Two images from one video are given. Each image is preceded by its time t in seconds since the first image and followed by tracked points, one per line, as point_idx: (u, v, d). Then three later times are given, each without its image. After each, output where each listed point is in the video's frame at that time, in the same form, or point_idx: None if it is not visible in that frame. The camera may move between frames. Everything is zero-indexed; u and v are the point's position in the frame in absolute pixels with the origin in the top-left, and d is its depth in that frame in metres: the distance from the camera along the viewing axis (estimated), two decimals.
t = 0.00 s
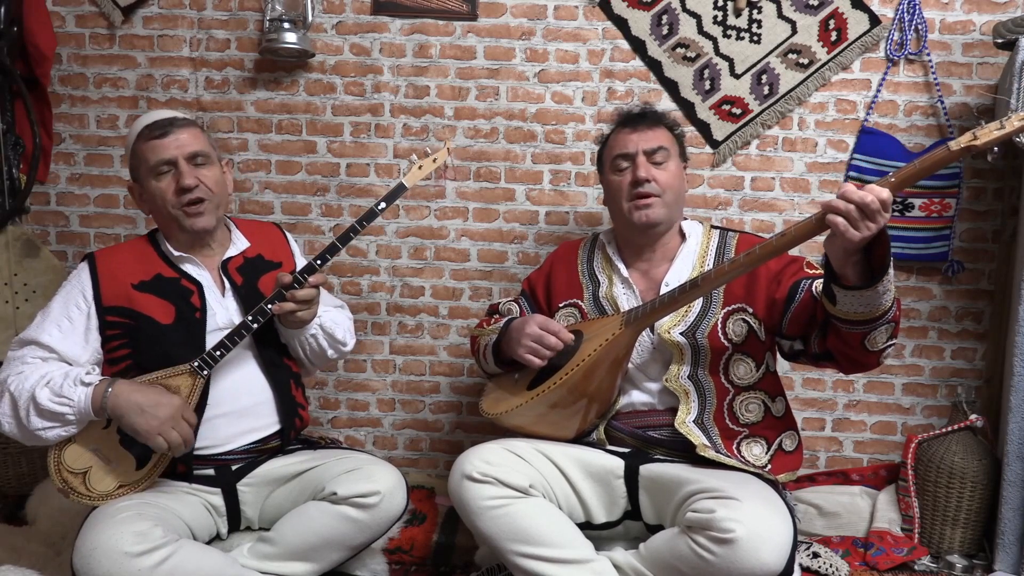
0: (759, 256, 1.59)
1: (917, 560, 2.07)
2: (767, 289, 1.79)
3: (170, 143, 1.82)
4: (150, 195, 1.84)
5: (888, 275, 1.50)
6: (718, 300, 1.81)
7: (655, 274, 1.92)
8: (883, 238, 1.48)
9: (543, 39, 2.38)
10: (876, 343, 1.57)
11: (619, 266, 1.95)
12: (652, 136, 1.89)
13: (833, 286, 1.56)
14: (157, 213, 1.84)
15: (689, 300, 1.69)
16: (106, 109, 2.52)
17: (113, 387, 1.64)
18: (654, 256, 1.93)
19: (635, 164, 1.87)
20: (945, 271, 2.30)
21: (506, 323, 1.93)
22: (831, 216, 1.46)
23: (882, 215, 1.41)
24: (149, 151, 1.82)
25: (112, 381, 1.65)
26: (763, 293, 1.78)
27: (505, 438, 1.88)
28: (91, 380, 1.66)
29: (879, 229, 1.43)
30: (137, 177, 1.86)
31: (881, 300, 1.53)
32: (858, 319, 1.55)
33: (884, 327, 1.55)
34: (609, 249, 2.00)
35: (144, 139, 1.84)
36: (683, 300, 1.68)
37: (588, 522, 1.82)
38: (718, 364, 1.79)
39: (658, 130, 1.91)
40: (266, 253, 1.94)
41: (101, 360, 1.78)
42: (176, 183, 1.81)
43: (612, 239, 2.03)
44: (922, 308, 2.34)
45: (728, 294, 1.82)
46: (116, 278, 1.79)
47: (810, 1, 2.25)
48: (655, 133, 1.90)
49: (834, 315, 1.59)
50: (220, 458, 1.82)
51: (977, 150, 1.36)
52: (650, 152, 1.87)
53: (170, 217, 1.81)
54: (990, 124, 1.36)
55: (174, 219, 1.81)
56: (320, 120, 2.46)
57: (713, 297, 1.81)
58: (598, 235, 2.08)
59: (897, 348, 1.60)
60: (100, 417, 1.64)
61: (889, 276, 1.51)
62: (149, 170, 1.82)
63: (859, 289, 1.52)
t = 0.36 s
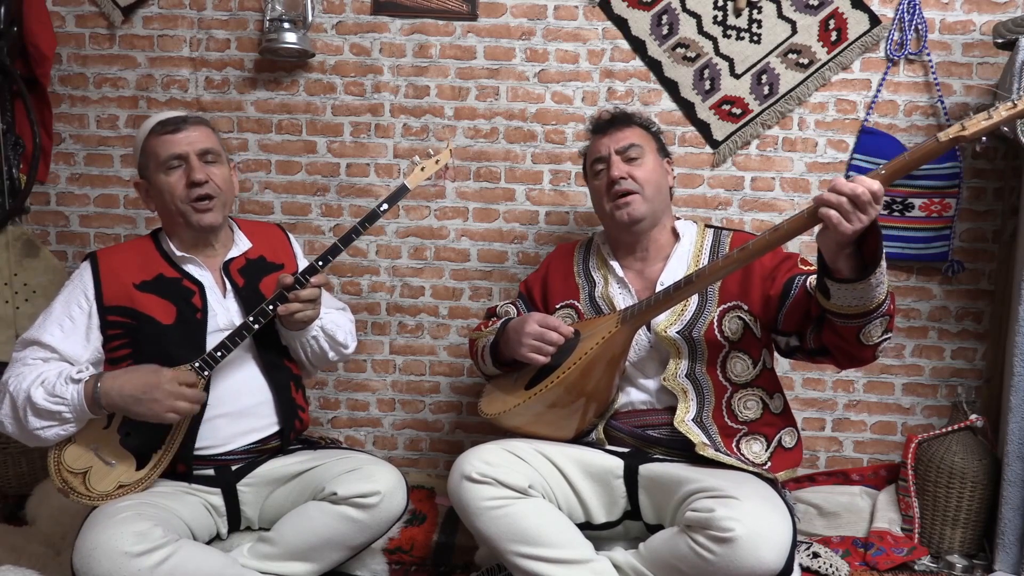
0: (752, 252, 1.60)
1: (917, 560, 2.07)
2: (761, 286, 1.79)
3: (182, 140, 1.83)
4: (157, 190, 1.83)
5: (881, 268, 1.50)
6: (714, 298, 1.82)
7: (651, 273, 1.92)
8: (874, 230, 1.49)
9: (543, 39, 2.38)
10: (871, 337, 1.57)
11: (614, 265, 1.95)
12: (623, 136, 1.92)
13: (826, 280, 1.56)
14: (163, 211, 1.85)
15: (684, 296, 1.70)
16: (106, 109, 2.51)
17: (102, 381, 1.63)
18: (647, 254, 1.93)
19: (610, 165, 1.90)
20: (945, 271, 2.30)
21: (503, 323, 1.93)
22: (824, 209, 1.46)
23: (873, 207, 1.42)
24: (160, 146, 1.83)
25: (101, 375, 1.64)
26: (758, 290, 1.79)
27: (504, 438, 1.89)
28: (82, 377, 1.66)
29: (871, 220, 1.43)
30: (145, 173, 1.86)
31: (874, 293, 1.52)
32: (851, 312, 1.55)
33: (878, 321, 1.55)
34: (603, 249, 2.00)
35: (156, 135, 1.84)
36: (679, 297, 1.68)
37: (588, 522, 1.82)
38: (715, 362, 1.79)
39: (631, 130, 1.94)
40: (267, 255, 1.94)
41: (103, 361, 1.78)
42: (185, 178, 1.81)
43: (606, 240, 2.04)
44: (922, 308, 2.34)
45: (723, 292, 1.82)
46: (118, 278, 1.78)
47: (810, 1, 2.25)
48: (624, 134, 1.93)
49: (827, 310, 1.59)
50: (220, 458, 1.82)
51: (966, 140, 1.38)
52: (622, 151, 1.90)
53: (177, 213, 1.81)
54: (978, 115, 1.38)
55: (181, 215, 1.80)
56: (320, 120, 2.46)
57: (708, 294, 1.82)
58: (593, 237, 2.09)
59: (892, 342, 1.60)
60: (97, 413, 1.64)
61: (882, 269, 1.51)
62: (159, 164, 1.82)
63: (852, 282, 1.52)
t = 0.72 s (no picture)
0: (748, 250, 1.60)
1: (917, 560, 2.07)
2: (758, 285, 1.80)
3: (211, 139, 1.84)
4: (179, 185, 1.83)
5: (876, 263, 1.50)
6: (711, 296, 1.82)
7: (648, 274, 1.92)
8: (869, 225, 1.49)
9: (543, 39, 2.38)
10: (868, 333, 1.57)
11: (611, 265, 1.95)
12: (615, 137, 1.92)
13: (822, 276, 1.56)
14: (181, 209, 1.85)
15: (682, 295, 1.70)
16: (106, 109, 2.52)
17: (124, 387, 1.64)
18: (644, 254, 1.93)
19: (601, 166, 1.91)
20: (945, 271, 2.30)
21: (503, 324, 1.94)
22: (818, 205, 1.46)
23: (867, 202, 1.42)
24: (189, 142, 1.83)
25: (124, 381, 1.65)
26: (755, 288, 1.79)
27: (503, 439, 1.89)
28: (102, 379, 1.65)
29: (866, 215, 1.44)
30: (171, 168, 1.86)
31: (870, 289, 1.52)
32: (848, 309, 1.55)
33: (875, 317, 1.55)
34: (600, 250, 2.00)
35: (188, 130, 1.85)
36: (676, 295, 1.69)
37: (588, 523, 1.82)
38: (713, 360, 1.79)
39: (626, 131, 1.94)
40: (278, 260, 1.95)
41: (111, 357, 1.78)
42: (210, 175, 1.81)
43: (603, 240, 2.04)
44: (922, 308, 2.34)
45: (720, 290, 1.82)
46: (129, 275, 1.78)
47: (810, 1, 2.25)
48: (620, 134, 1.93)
49: (823, 306, 1.59)
50: (220, 458, 1.82)
51: (959, 134, 1.38)
52: (614, 152, 1.90)
53: (196, 208, 1.80)
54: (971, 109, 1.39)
55: (201, 212, 1.80)
56: (320, 120, 2.46)
57: (705, 292, 1.82)
58: (590, 237, 2.09)
59: (889, 338, 1.60)
60: (109, 415, 1.64)
61: (877, 264, 1.51)
62: (186, 160, 1.83)
63: (848, 278, 1.52)
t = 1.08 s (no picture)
0: (751, 253, 1.60)
1: (917, 560, 2.07)
2: (761, 287, 1.79)
3: (245, 141, 1.84)
4: (206, 184, 1.84)
5: (880, 269, 1.50)
6: (713, 298, 1.82)
7: (650, 274, 1.92)
8: (874, 231, 1.49)
9: (543, 39, 2.38)
10: (870, 338, 1.57)
11: (613, 265, 1.95)
12: (623, 136, 1.92)
13: (825, 281, 1.56)
14: (201, 208, 1.86)
15: (684, 296, 1.70)
16: (107, 109, 2.52)
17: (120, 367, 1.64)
18: (645, 255, 1.93)
19: (606, 165, 1.91)
20: (945, 271, 2.30)
21: (504, 323, 1.93)
22: (824, 209, 1.46)
23: (872, 207, 1.42)
24: (224, 142, 1.84)
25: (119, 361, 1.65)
26: (756, 290, 1.79)
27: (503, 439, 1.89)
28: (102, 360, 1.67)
29: (870, 221, 1.44)
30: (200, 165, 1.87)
31: (873, 294, 1.52)
32: (851, 313, 1.55)
33: (877, 322, 1.55)
34: (602, 249, 2.00)
35: (224, 131, 1.86)
36: (678, 296, 1.69)
37: (588, 522, 1.82)
38: (714, 362, 1.79)
39: (634, 130, 1.94)
40: (288, 263, 1.94)
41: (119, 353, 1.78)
42: (239, 177, 1.82)
43: (606, 240, 2.04)
44: (922, 308, 2.34)
45: (723, 292, 1.82)
46: (142, 271, 1.78)
47: (810, 1, 2.25)
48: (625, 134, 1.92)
49: (826, 310, 1.59)
50: (221, 458, 1.82)
51: (966, 140, 1.38)
52: (621, 152, 1.90)
53: (219, 207, 1.80)
54: (977, 116, 1.39)
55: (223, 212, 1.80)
56: (320, 120, 2.46)
57: (707, 294, 1.82)
58: (592, 237, 2.08)
59: (891, 343, 1.60)
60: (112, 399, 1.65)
61: (881, 270, 1.51)
62: (218, 159, 1.84)
63: (852, 283, 1.52)
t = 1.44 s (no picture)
0: (755, 256, 1.60)
1: (917, 560, 2.07)
2: (762, 290, 1.79)
3: (244, 142, 1.85)
4: (206, 184, 1.84)
5: (883, 278, 1.50)
6: (714, 301, 1.81)
7: (652, 274, 1.92)
8: (878, 237, 1.49)
9: (543, 39, 2.38)
10: (870, 346, 1.57)
11: (616, 265, 1.95)
12: (635, 135, 1.91)
13: (827, 287, 1.56)
14: (202, 209, 1.86)
15: (686, 299, 1.70)
16: (107, 109, 2.51)
17: (126, 380, 1.64)
18: (650, 255, 1.93)
19: (616, 164, 1.90)
20: (945, 271, 2.30)
21: (506, 321, 1.93)
22: (828, 213, 1.46)
23: (878, 212, 1.42)
24: (223, 143, 1.85)
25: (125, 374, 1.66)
26: (757, 295, 1.79)
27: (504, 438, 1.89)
28: (106, 371, 1.66)
29: (875, 227, 1.44)
30: (198, 166, 1.87)
31: (875, 303, 1.53)
32: (852, 321, 1.55)
33: (878, 330, 1.55)
34: (605, 249, 2.00)
35: (223, 131, 1.86)
36: (680, 299, 1.69)
37: (588, 522, 1.82)
38: (714, 365, 1.79)
39: (648, 130, 1.93)
40: (288, 264, 1.94)
41: (120, 353, 1.77)
42: (239, 178, 1.82)
43: (609, 240, 2.03)
44: (922, 308, 2.35)
45: (724, 295, 1.82)
46: (142, 271, 1.78)
47: (810, 1, 2.26)
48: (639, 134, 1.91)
49: (828, 317, 1.59)
50: (221, 458, 1.82)
51: (972, 147, 1.38)
52: (632, 151, 1.89)
53: (221, 208, 1.80)
54: (984, 122, 1.39)
55: (224, 212, 1.80)
56: (320, 120, 2.46)
57: (709, 297, 1.82)
58: (595, 236, 2.08)
59: (891, 353, 1.60)
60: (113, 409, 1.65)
61: (884, 279, 1.51)
62: (217, 160, 1.84)
63: (854, 290, 1.52)
